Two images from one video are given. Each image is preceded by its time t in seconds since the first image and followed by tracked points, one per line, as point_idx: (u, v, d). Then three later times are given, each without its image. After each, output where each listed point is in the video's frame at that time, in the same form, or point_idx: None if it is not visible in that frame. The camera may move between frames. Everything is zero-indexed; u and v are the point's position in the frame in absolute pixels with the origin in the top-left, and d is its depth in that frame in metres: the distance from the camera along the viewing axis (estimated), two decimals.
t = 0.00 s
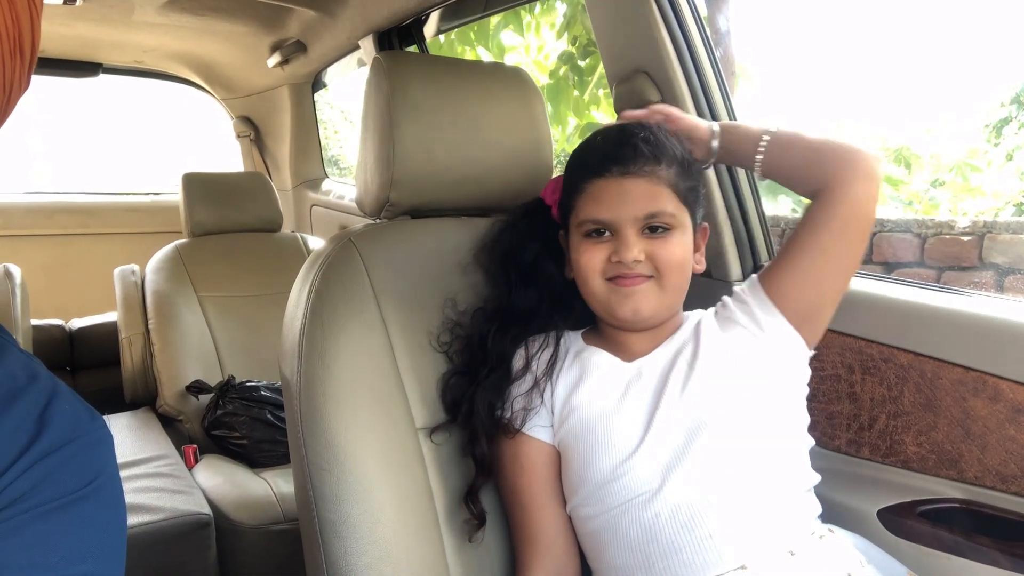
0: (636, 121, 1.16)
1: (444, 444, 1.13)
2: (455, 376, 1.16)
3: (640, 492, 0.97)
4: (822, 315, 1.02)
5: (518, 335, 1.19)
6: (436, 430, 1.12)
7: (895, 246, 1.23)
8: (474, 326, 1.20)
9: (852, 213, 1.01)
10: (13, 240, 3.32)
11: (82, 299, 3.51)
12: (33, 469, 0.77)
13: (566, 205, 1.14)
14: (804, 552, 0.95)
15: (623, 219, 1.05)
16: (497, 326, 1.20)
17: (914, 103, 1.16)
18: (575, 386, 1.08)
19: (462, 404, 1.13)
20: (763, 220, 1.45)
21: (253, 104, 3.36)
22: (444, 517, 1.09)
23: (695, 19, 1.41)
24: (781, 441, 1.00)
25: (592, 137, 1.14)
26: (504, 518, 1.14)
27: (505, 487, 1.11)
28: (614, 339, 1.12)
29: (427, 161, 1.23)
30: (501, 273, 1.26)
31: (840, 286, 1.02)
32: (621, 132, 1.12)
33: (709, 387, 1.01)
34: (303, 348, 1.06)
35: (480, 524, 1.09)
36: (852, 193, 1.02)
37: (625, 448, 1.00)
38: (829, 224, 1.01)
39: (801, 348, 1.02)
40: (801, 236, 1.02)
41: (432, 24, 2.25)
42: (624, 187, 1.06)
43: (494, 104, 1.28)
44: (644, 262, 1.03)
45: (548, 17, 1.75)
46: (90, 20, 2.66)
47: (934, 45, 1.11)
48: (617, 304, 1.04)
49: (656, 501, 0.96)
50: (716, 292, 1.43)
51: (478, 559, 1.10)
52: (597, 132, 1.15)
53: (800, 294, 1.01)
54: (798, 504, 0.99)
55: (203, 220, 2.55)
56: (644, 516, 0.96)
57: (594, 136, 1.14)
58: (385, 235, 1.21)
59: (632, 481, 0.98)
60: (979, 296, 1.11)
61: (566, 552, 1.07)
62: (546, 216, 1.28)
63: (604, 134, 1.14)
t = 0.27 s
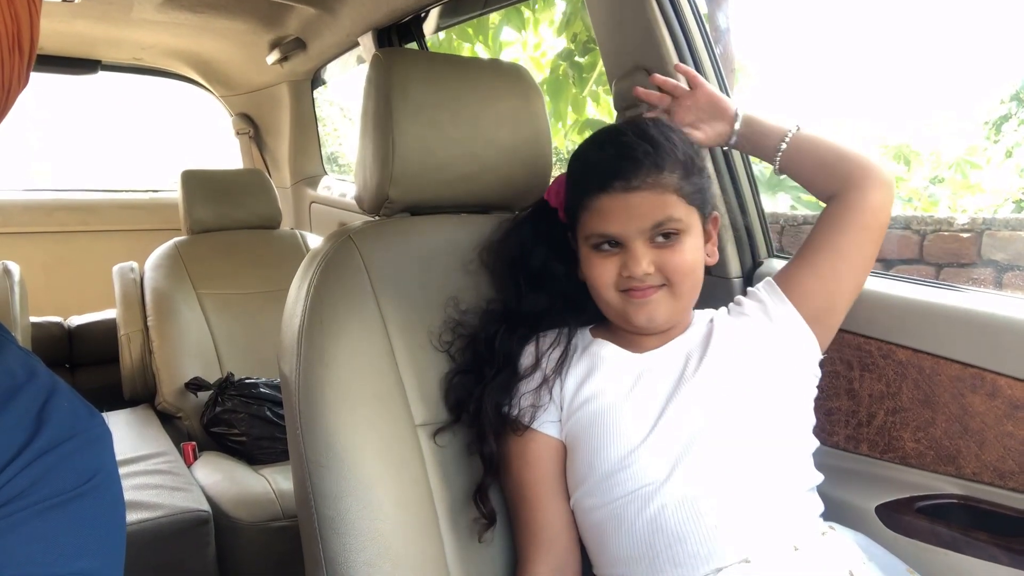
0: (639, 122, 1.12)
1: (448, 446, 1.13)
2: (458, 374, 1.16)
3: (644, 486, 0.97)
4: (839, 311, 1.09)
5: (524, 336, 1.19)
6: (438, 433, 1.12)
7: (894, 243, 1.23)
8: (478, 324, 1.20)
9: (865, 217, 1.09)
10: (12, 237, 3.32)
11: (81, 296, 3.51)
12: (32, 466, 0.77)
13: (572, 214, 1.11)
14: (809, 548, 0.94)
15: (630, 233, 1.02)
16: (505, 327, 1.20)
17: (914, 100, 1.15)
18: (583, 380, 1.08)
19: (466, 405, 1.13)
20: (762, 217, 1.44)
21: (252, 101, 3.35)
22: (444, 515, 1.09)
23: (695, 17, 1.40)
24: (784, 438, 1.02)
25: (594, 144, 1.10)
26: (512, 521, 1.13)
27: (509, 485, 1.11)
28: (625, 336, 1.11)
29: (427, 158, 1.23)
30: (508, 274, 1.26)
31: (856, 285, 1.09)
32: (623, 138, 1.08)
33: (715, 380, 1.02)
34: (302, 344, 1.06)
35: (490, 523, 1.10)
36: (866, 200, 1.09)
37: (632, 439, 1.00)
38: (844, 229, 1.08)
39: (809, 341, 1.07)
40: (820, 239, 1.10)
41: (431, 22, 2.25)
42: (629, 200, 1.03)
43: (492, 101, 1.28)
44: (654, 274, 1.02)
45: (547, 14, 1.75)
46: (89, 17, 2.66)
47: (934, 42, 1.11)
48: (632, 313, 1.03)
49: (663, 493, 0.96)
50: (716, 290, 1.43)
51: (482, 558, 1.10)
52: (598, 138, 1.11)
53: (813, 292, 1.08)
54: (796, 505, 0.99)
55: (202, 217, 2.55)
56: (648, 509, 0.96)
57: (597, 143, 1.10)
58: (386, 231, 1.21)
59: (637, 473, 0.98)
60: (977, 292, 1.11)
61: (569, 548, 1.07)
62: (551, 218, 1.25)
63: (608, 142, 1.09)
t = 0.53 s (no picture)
0: (657, 124, 1.10)
1: (451, 449, 1.13)
2: (459, 378, 1.15)
3: (645, 488, 0.97)
4: (836, 305, 1.10)
5: (519, 346, 1.17)
6: (440, 437, 1.12)
7: (896, 244, 1.23)
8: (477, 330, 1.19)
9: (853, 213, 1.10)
10: (14, 237, 3.32)
11: (83, 295, 3.51)
12: (32, 466, 0.77)
13: (585, 215, 1.09)
14: (812, 549, 0.95)
15: (651, 236, 1.01)
16: (502, 337, 1.18)
17: (916, 101, 1.15)
18: (584, 382, 1.07)
19: (467, 410, 1.13)
20: (763, 218, 1.44)
21: (253, 101, 3.35)
22: (446, 518, 1.09)
23: (697, 17, 1.40)
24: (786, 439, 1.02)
25: (614, 146, 1.08)
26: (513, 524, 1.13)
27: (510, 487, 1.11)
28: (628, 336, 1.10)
29: (428, 158, 1.23)
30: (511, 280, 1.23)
31: (851, 279, 1.10)
32: (643, 141, 1.07)
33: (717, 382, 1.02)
34: (303, 345, 1.06)
35: (494, 537, 1.10)
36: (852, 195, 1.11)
37: (634, 440, 1.00)
38: (835, 225, 1.10)
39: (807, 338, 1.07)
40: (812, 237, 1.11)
41: (433, 22, 2.25)
42: (652, 204, 1.02)
43: (494, 102, 1.28)
44: (674, 278, 1.01)
45: (548, 15, 1.75)
46: (91, 17, 2.66)
47: (936, 43, 1.11)
48: (649, 316, 1.03)
49: (665, 494, 0.96)
50: (718, 291, 1.43)
51: (484, 564, 1.10)
52: (615, 138, 1.09)
53: (811, 287, 1.09)
54: (799, 508, 0.99)
55: (204, 217, 2.55)
56: (649, 511, 0.96)
57: (618, 144, 1.08)
58: (386, 232, 1.21)
59: (639, 474, 0.98)
60: (979, 294, 1.11)
61: (569, 550, 1.07)
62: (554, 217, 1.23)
63: (630, 145, 1.07)
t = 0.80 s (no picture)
0: (678, 131, 1.10)
1: (452, 453, 1.12)
2: (459, 382, 1.15)
3: (646, 491, 0.97)
4: (834, 306, 1.10)
5: (519, 349, 1.16)
6: (442, 441, 1.12)
7: (899, 247, 1.23)
8: (474, 335, 1.19)
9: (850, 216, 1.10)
10: (17, 238, 3.33)
11: (86, 296, 3.52)
12: (33, 468, 0.77)
13: (600, 216, 1.07)
14: (816, 551, 0.95)
15: (671, 245, 1.01)
16: (501, 339, 1.17)
17: (919, 103, 1.15)
18: (584, 385, 1.07)
19: (468, 414, 1.13)
20: (766, 220, 1.44)
21: (256, 103, 3.36)
22: (447, 520, 1.09)
23: (700, 20, 1.40)
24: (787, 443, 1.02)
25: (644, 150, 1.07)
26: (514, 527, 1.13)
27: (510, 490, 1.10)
28: (628, 340, 1.10)
29: (431, 160, 1.23)
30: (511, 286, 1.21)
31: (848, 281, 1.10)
32: (672, 149, 1.06)
33: (717, 386, 1.01)
34: (306, 346, 1.06)
35: (495, 542, 1.10)
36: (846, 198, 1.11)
37: (634, 443, 1.00)
38: (835, 228, 1.10)
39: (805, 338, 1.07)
40: (811, 238, 1.11)
41: (435, 24, 2.25)
42: (676, 214, 1.02)
43: (497, 105, 1.28)
44: (689, 288, 1.01)
45: (551, 18, 1.75)
46: (94, 19, 2.67)
47: (939, 46, 1.11)
48: (658, 323, 1.03)
49: (666, 498, 0.96)
50: (720, 293, 1.43)
51: (485, 568, 1.10)
52: (643, 142, 1.08)
53: (811, 290, 1.09)
54: (800, 511, 0.99)
55: (206, 219, 2.55)
56: (650, 514, 0.96)
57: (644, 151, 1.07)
58: (387, 234, 1.21)
59: (640, 477, 0.98)
60: (981, 297, 1.11)
61: (570, 553, 1.07)
62: (558, 215, 1.20)
63: (660, 150, 1.06)
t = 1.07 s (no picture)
0: (693, 131, 1.10)
1: (455, 454, 1.12)
2: (462, 383, 1.15)
3: (651, 491, 0.97)
4: (838, 306, 1.11)
5: (524, 350, 1.16)
6: (445, 442, 1.12)
7: (901, 246, 1.23)
8: (478, 334, 1.18)
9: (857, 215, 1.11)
10: (20, 238, 3.33)
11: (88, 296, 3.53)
12: (36, 467, 0.77)
13: (616, 213, 1.07)
14: (820, 551, 0.94)
15: (687, 245, 1.01)
16: (509, 337, 1.17)
17: (921, 101, 1.15)
18: (589, 384, 1.07)
19: (472, 415, 1.12)
20: (769, 219, 1.44)
21: (258, 102, 3.36)
22: (451, 521, 1.09)
23: (702, 18, 1.40)
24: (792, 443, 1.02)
25: (664, 148, 1.07)
26: (518, 527, 1.13)
27: (514, 489, 1.11)
28: (632, 339, 1.10)
29: (433, 159, 1.23)
30: (518, 286, 1.19)
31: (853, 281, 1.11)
32: (691, 148, 1.06)
33: (720, 386, 1.01)
34: (309, 346, 1.06)
35: (500, 542, 1.10)
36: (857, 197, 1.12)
37: (640, 442, 1.00)
38: (841, 227, 1.10)
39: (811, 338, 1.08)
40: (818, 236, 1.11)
41: (437, 22, 2.25)
42: (695, 214, 1.01)
43: (499, 104, 1.28)
44: (702, 288, 1.01)
45: (552, 16, 1.75)
46: (96, 19, 2.67)
47: (941, 44, 1.11)
48: (668, 322, 1.03)
49: (671, 497, 0.96)
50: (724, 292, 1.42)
51: (490, 568, 1.10)
52: (664, 141, 1.08)
53: (816, 290, 1.10)
54: (804, 511, 0.99)
55: (208, 218, 2.55)
56: (655, 514, 0.96)
57: (664, 149, 1.07)
58: (389, 233, 1.21)
59: (644, 476, 0.98)
60: (985, 295, 1.11)
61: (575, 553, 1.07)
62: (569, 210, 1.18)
63: (679, 149, 1.07)
